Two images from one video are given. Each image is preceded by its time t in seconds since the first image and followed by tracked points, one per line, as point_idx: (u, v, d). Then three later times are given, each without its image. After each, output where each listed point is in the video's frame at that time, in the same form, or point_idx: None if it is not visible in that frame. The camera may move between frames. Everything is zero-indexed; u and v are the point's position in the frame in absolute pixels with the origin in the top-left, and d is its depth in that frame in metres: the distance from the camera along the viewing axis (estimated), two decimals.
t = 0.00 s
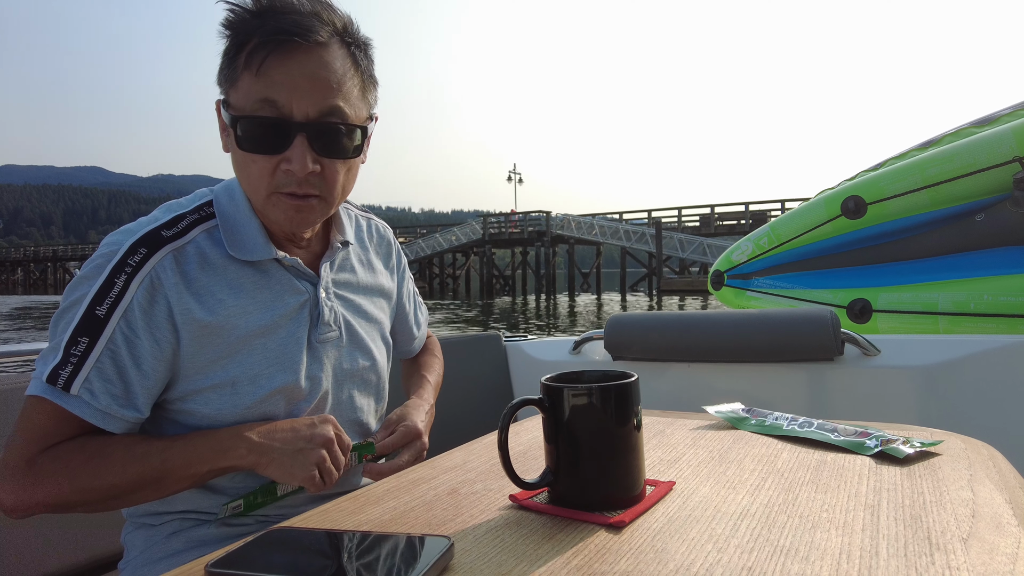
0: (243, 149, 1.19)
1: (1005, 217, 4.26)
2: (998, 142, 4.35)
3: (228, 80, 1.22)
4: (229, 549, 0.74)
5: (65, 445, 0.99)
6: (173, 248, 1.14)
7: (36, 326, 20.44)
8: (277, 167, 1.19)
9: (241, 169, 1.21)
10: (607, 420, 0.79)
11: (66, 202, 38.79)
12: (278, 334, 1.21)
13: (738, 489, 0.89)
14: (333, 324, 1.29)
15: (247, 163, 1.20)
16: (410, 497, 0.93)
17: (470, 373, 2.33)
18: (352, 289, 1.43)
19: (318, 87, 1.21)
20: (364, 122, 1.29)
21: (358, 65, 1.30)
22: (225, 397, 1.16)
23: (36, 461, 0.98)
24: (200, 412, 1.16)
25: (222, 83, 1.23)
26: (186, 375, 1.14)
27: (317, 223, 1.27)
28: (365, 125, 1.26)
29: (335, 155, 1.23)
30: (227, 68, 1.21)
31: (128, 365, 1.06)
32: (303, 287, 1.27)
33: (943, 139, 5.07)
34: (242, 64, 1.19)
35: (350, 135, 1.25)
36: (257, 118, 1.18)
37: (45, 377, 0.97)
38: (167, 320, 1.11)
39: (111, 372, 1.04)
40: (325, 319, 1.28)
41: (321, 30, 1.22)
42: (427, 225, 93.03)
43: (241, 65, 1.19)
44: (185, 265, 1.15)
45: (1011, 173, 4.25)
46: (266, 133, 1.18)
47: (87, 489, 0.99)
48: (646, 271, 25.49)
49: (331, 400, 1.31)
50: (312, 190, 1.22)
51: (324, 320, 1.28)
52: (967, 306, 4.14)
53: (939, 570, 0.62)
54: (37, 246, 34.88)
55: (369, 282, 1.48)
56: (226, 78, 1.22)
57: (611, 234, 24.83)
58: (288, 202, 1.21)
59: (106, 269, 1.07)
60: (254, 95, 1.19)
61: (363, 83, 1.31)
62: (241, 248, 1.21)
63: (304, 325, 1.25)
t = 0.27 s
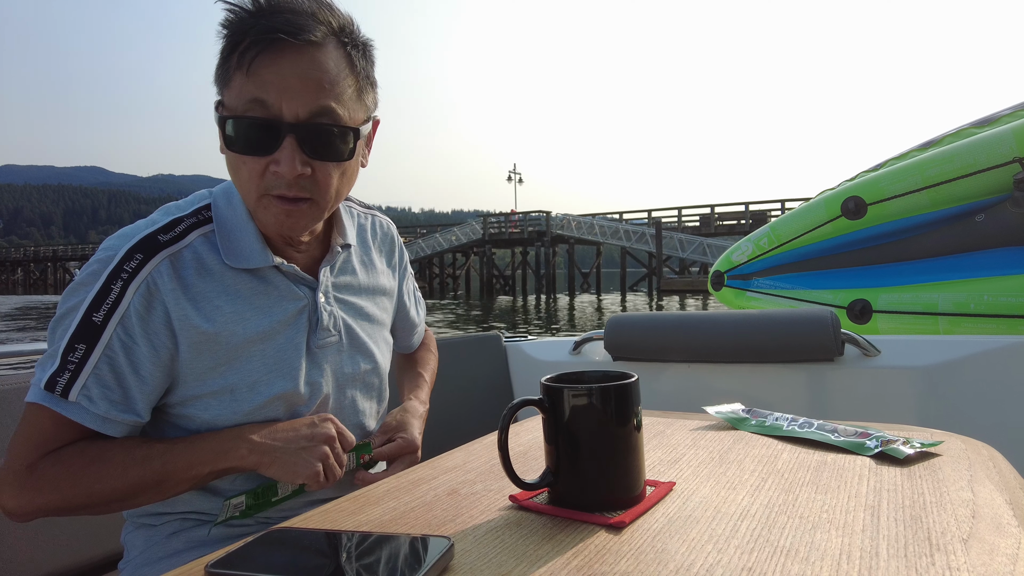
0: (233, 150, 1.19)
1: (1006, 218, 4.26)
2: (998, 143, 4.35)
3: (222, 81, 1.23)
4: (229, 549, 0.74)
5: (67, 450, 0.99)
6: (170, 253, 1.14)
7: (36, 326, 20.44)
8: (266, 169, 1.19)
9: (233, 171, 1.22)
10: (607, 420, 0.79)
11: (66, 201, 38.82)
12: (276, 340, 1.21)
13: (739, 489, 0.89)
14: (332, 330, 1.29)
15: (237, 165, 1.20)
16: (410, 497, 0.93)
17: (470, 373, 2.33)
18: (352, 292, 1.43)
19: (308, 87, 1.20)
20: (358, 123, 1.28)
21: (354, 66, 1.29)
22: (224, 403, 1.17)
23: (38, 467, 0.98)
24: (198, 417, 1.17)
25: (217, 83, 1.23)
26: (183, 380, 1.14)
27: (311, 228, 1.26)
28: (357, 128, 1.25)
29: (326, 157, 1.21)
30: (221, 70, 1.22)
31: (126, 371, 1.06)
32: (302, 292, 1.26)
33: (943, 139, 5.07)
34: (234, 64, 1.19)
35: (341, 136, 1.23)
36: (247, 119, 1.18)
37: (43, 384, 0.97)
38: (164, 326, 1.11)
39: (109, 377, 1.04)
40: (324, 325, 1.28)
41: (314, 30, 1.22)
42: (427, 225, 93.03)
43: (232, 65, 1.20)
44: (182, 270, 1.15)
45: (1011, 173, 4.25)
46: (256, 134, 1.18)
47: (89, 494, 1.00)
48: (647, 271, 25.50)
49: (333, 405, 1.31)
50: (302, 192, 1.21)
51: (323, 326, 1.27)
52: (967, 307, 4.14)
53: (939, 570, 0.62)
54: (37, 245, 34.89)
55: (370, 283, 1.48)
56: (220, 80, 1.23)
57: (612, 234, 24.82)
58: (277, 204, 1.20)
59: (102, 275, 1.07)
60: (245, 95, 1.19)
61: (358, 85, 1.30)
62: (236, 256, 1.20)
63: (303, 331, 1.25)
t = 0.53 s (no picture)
0: (233, 145, 1.19)
1: (1006, 218, 4.26)
2: (998, 142, 4.35)
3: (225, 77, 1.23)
4: (230, 549, 0.74)
5: (71, 450, 1.00)
6: (173, 254, 1.14)
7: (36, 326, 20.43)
8: (266, 164, 1.19)
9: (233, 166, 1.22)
10: (607, 420, 0.79)
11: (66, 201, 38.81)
12: (279, 343, 1.20)
13: (739, 489, 0.89)
14: (334, 333, 1.29)
15: (238, 160, 1.20)
16: (410, 498, 0.93)
17: (470, 373, 2.33)
18: (356, 294, 1.43)
19: (309, 81, 1.20)
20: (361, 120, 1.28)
21: (357, 63, 1.29)
22: (226, 405, 1.16)
23: (41, 467, 0.98)
24: (200, 419, 1.17)
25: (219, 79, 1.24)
26: (185, 382, 1.14)
27: (313, 226, 1.25)
28: (357, 122, 1.25)
29: (326, 153, 1.21)
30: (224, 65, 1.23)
31: (128, 372, 1.06)
32: (305, 296, 1.26)
33: (943, 139, 5.06)
34: (236, 58, 1.20)
35: (343, 132, 1.23)
36: (248, 113, 1.18)
37: (45, 385, 0.97)
38: (167, 327, 1.11)
39: (111, 378, 1.04)
40: (326, 328, 1.28)
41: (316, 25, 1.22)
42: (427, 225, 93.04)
43: (234, 59, 1.20)
44: (184, 272, 1.15)
45: (1011, 173, 4.25)
46: (256, 128, 1.18)
47: (94, 494, 1.00)
48: (646, 271, 25.50)
49: (336, 409, 1.31)
50: (302, 188, 1.20)
51: (325, 329, 1.27)
52: (967, 307, 4.14)
53: (940, 570, 0.62)
54: (37, 245, 34.89)
55: (373, 286, 1.48)
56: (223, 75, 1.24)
57: (611, 234, 24.82)
58: (277, 200, 1.19)
59: (104, 276, 1.06)
60: (245, 89, 1.20)
61: (361, 81, 1.30)
62: (239, 260, 1.20)
63: (305, 334, 1.25)
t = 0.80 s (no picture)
0: (246, 143, 1.19)
1: (1006, 217, 4.26)
2: (998, 142, 4.35)
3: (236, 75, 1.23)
4: (230, 548, 0.74)
5: (62, 448, 0.99)
6: (177, 253, 1.14)
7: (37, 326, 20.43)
8: (280, 162, 1.18)
9: (246, 165, 1.21)
10: (607, 420, 0.79)
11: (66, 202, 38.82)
12: (282, 345, 1.20)
13: (739, 489, 0.89)
14: (338, 336, 1.29)
15: (251, 158, 1.20)
16: (410, 497, 0.93)
17: (471, 373, 2.33)
18: (360, 297, 1.43)
19: (323, 78, 1.20)
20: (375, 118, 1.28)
21: (370, 61, 1.29)
22: (226, 406, 1.16)
23: (34, 463, 0.99)
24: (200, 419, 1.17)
25: (231, 78, 1.24)
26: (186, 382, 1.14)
27: (325, 225, 1.25)
28: (371, 120, 1.25)
29: (340, 151, 1.21)
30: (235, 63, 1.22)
31: (129, 371, 1.06)
32: (309, 298, 1.26)
33: (943, 139, 5.06)
34: (249, 56, 1.19)
35: (357, 130, 1.23)
36: (261, 110, 1.18)
37: (44, 381, 0.97)
38: (169, 327, 1.11)
39: (111, 377, 1.04)
40: (330, 331, 1.27)
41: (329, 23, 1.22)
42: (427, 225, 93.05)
43: (247, 57, 1.20)
44: (188, 272, 1.15)
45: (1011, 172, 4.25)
46: (270, 126, 1.18)
47: (84, 492, 1.00)
48: (646, 271, 25.50)
49: (337, 413, 1.31)
50: (316, 186, 1.20)
51: (329, 332, 1.27)
52: (967, 306, 4.14)
53: (940, 570, 0.62)
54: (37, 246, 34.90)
55: (378, 289, 1.48)
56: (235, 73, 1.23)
57: (611, 233, 24.81)
58: (290, 198, 1.19)
59: (107, 274, 1.07)
60: (258, 86, 1.19)
61: (374, 80, 1.30)
62: (245, 260, 1.20)
63: (309, 337, 1.24)
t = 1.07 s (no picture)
0: (263, 146, 1.18)
1: (1006, 217, 4.26)
2: (999, 141, 4.35)
3: (248, 77, 1.22)
4: (230, 549, 0.74)
5: (60, 447, 0.99)
6: (181, 253, 1.14)
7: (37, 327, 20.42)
8: (298, 165, 1.19)
9: (261, 168, 1.21)
10: (607, 420, 0.79)
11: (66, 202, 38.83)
12: (286, 345, 1.20)
13: (739, 489, 0.89)
14: (341, 337, 1.29)
15: (266, 161, 1.20)
16: (411, 497, 0.93)
17: (471, 373, 2.33)
18: (363, 298, 1.43)
19: (341, 82, 1.20)
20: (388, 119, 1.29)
21: (383, 63, 1.30)
22: (229, 405, 1.16)
23: (31, 461, 0.98)
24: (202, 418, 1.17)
25: (243, 80, 1.23)
26: (189, 381, 1.14)
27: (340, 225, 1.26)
28: (388, 122, 1.26)
29: (357, 154, 1.22)
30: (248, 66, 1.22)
31: (130, 368, 1.06)
32: (314, 298, 1.26)
33: (944, 138, 5.06)
34: (264, 59, 1.19)
35: (373, 132, 1.24)
36: (279, 114, 1.18)
37: (44, 378, 0.97)
38: (172, 327, 1.11)
39: (113, 375, 1.04)
40: (333, 331, 1.27)
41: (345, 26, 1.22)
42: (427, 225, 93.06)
43: (262, 60, 1.19)
44: (191, 271, 1.15)
45: (1011, 172, 4.25)
46: (288, 129, 1.18)
47: (77, 493, 0.99)
48: (646, 271, 25.50)
49: (339, 414, 1.31)
50: (334, 189, 1.21)
51: (332, 332, 1.27)
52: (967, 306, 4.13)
53: (941, 570, 0.62)
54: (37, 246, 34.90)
55: (380, 290, 1.48)
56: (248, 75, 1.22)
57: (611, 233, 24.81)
58: (308, 201, 1.20)
59: (111, 272, 1.07)
60: (275, 89, 1.19)
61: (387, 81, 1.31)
62: (251, 258, 1.20)
63: (312, 337, 1.24)
